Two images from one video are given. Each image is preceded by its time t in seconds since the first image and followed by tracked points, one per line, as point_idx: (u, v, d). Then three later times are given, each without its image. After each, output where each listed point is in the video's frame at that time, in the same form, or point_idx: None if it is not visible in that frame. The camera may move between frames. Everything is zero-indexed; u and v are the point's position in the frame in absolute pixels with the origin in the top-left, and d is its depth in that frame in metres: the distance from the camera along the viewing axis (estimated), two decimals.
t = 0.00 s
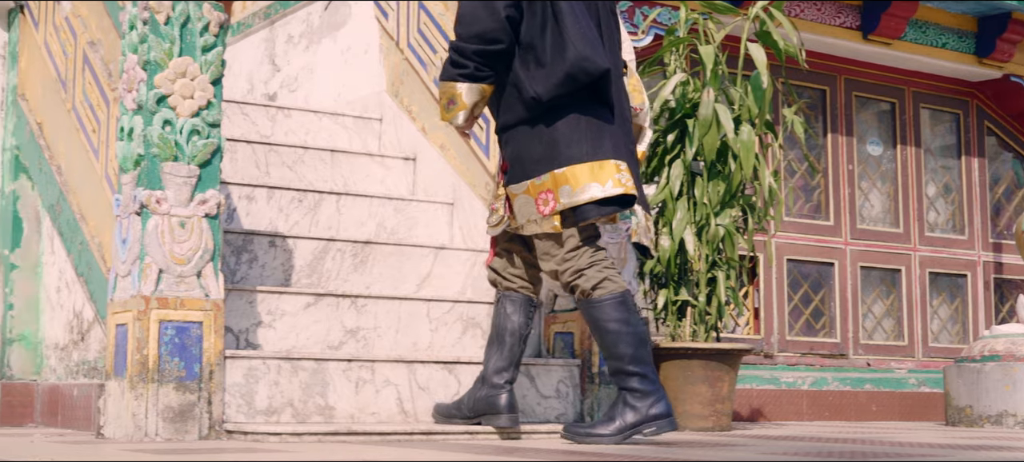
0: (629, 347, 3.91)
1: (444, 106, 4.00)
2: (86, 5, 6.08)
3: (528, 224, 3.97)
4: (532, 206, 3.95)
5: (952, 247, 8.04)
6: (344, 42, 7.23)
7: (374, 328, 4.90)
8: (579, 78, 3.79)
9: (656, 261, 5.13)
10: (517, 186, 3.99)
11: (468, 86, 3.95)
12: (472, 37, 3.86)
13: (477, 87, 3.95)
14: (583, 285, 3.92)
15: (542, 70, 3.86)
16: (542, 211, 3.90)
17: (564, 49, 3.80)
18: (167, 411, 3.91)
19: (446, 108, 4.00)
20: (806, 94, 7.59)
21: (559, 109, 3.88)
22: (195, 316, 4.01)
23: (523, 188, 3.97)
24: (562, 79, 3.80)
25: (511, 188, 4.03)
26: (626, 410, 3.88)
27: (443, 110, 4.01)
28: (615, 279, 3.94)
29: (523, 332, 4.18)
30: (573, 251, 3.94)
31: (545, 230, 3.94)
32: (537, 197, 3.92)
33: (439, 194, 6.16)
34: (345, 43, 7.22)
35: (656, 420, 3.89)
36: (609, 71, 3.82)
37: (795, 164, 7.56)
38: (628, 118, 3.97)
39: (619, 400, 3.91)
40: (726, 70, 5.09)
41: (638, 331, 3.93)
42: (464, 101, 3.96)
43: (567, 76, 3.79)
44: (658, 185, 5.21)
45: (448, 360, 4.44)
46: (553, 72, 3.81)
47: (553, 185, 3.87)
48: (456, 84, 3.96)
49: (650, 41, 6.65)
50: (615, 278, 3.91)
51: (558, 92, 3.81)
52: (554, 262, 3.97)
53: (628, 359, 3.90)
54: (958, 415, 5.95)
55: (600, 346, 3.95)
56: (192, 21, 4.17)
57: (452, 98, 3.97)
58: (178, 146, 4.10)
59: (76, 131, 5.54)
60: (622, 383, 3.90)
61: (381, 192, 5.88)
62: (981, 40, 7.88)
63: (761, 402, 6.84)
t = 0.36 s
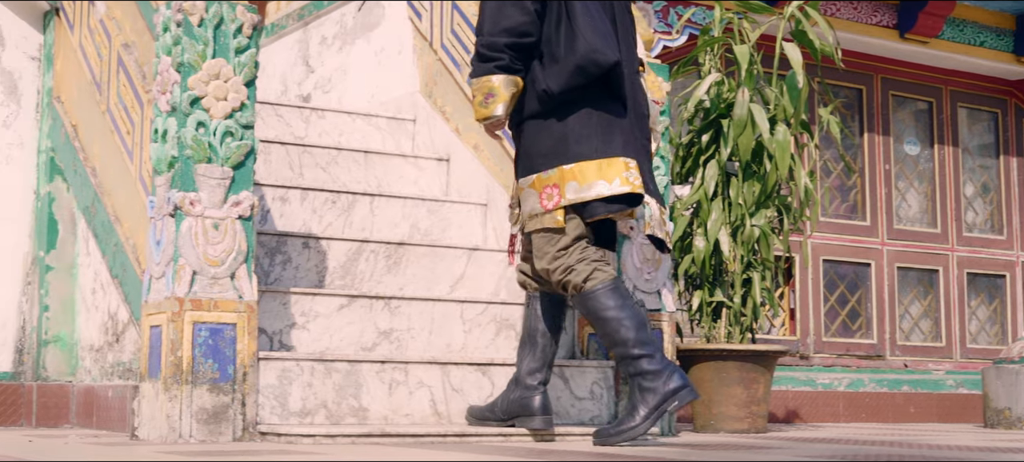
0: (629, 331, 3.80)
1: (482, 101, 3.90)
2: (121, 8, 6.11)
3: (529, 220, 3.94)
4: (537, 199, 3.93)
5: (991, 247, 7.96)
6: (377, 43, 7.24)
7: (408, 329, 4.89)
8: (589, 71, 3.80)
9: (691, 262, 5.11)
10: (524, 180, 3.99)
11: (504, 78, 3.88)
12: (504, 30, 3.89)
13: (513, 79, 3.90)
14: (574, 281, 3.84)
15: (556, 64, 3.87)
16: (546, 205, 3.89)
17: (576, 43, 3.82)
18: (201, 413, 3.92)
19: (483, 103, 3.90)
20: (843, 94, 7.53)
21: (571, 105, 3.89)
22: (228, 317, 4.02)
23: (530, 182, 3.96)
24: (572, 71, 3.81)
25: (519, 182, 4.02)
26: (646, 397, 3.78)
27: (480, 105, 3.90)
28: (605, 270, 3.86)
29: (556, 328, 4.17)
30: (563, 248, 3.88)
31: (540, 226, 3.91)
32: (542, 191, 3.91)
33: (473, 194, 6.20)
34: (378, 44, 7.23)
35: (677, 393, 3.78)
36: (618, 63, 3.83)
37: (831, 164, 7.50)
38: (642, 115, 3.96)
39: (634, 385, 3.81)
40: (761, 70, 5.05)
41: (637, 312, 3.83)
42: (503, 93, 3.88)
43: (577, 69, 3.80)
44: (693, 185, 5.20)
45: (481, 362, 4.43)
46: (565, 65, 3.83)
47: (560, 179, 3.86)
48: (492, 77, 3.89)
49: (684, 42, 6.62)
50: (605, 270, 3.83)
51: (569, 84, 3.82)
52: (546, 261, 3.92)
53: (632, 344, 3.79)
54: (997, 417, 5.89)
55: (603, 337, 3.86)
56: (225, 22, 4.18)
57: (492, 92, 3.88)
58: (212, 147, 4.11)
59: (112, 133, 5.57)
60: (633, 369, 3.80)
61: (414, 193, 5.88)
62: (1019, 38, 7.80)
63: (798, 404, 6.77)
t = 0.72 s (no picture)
0: (615, 308, 3.81)
1: (507, 91, 3.83)
2: (149, 9, 6.13)
3: (517, 212, 3.99)
4: (529, 192, 3.96)
5: None
6: (406, 43, 7.25)
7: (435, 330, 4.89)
8: (601, 67, 3.85)
9: (720, 263, 5.10)
10: (521, 172, 4.03)
11: (528, 68, 3.83)
12: (526, 21, 3.85)
13: (537, 68, 3.85)
14: (553, 270, 3.89)
15: (567, 60, 3.92)
16: (538, 198, 3.92)
17: (589, 40, 3.88)
18: (227, 413, 3.93)
19: (508, 93, 3.83)
20: (873, 93, 7.47)
21: (579, 103, 3.92)
22: (255, 318, 4.03)
23: (526, 174, 4.00)
24: (584, 66, 3.86)
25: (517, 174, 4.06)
26: (640, 370, 3.75)
27: (504, 95, 3.84)
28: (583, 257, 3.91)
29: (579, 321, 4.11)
30: (543, 239, 3.93)
31: (525, 218, 3.96)
32: (535, 184, 3.95)
33: (502, 194, 6.25)
34: (407, 44, 7.24)
35: (670, 361, 3.73)
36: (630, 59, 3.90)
37: (861, 164, 7.44)
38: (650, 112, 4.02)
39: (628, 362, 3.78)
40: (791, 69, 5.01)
41: (621, 290, 3.84)
42: (529, 82, 3.82)
43: (589, 64, 3.85)
44: (722, 185, 5.17)
45: (509, 363, 4.42)
46: (577, 61, 3.88)
47: (556, 175, 3.90)
48: (516, 67, 3.83)
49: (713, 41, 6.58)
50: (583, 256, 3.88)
51: (580, 79, 3.86)
52: (525, 254, 3.96)
53: (619, 320, 3.80)
54: None
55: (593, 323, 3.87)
56: (253, 23, 4.19)
57: (517, 82, 3.81)
58: (239, 148, 4.11)
59: (140, 134, 5.60)
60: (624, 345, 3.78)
61: (442, 194, 5.87)
62: None
63: (827, 405, 6.72)
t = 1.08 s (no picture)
0: (591, 290, 3.89)
1: (518, 82, 3.84)
2: (172, 9, 6.15)
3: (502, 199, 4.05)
4: (520, 181, 4.01)
5: None
6: (428, 42, 7.25)
7: (457, 330, 4.88)
8: (605, 62, 3.91)
9: (744, 262, 5.06)
10: (512, 160, 4.07)
11: (541, 59, 3.84)
12: (541, 13, 3.85)
13: (549, 60, 3.86)
14: (529, 259, 3.96)
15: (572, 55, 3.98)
16: (530, 190, 3.97)
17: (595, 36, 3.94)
18: (249, 414, 3.94)
19: (518, 84, 3.84)
20: (898, 92, 7.42)
21: (582, 98, 3.97)
22: (277, 318, 4.03)
23: (518, 164, 4.04)
24: (590, 61, 3.91)
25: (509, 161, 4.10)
26: (613, 348, 3.81)
27: (515, 86, 3.84)
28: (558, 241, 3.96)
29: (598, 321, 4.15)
30: (520, 228, 4.00)
31: (507, 207, 4.02)
32: (527, 175, 4.00)
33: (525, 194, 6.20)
34: (430, 43, 7.23)
35: (643, 342, 3.77)
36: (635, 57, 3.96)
37: (886, 163, 7.39)
38: (655, 112, 4.07)
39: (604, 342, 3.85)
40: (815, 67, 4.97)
41: (598, 272, 3.92)
42: (540, 73, 3.83)
43: (594, 59, 3.91)
44: (745, 184, 5.14)
45: (531, 363, 4.41)
46: (582, 56, 3.93)
47: (550, 169, 3.96)
48: (529, 57, 3.84)
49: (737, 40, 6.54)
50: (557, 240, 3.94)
51: (585, 73, 3.91)
52: (504, 242, 4.03)
53: (595, 301, 3.87)
54: None
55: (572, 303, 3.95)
56: (274, 23, 4.18)
57: (529, 72, 3.83)
58: (260, 148, 4.11)
59: (162, 134, 5.62)
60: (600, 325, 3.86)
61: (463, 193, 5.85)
62: None
63: (852, 406, 6.66)
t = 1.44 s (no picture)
0: (570, 273, 3.91)
1: (524, 77, 3.82)
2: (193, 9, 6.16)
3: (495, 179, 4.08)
4: (514, 166, 4.03)
5: None
6: (451, 41, 7.24)
7: (479, 330, 4.86)
8: (612, 61, 3.91)
9: (768, 261, 5.01)
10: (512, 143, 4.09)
11: (549, 55, 3.82)
12: (553, 9, 3.84)
13: (558, 57, 3.84)
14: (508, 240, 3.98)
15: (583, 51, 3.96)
16: (523, 176, 3.99)
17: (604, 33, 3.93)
18: (270, 413, 3.94)
19: (525, 79, 3.82)
20: (925, 89, 7.36)
21: (587, 95, 3.97)
22: (298, 318, 4.02)
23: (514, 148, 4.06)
24: (598, 58, 3.91)
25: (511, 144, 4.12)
26: (586, 330, 3.86)
27: (521, 81, 3.83)
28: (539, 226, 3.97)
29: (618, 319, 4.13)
30: (506, 210, 4.01)
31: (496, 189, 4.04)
32: (521, 161, 4.01)
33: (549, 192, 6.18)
34: (452, 42, 7.23)
35: (615, 329, 3.79)
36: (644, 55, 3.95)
37: (912, 160, 7.34)
38: (664, 111, 4.03)
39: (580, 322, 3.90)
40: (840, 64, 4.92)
41: (579, 255, 3.92)
42: (548, 70, 3.81)
43: (602, 56, 3.90)
44: (770, 182, 5.10)
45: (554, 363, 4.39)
46: (592, 53, 3.92)
47: (543, 158, 3.97)
48: (537, 53, 3.82)
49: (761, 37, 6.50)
50: (538, 224, 3.96)
51: (592, 70, 3.91)
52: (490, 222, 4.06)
53: (574, 285, 3.89)
54: None
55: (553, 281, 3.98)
56: (295, 21, 4.18)
57: (537, 68, 3.81)
58: (281, 147, 4.10)
59: (184, 133, 5.63)
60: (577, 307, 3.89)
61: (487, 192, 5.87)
62: None
63: (878, 405, 6.59)
